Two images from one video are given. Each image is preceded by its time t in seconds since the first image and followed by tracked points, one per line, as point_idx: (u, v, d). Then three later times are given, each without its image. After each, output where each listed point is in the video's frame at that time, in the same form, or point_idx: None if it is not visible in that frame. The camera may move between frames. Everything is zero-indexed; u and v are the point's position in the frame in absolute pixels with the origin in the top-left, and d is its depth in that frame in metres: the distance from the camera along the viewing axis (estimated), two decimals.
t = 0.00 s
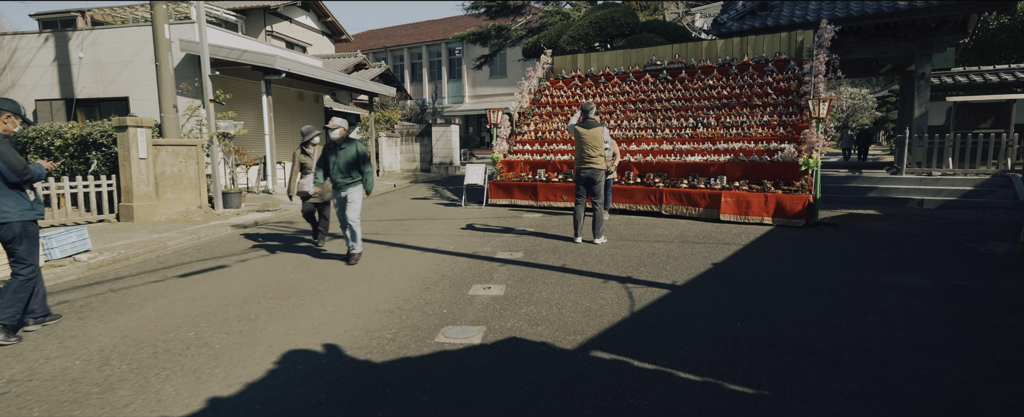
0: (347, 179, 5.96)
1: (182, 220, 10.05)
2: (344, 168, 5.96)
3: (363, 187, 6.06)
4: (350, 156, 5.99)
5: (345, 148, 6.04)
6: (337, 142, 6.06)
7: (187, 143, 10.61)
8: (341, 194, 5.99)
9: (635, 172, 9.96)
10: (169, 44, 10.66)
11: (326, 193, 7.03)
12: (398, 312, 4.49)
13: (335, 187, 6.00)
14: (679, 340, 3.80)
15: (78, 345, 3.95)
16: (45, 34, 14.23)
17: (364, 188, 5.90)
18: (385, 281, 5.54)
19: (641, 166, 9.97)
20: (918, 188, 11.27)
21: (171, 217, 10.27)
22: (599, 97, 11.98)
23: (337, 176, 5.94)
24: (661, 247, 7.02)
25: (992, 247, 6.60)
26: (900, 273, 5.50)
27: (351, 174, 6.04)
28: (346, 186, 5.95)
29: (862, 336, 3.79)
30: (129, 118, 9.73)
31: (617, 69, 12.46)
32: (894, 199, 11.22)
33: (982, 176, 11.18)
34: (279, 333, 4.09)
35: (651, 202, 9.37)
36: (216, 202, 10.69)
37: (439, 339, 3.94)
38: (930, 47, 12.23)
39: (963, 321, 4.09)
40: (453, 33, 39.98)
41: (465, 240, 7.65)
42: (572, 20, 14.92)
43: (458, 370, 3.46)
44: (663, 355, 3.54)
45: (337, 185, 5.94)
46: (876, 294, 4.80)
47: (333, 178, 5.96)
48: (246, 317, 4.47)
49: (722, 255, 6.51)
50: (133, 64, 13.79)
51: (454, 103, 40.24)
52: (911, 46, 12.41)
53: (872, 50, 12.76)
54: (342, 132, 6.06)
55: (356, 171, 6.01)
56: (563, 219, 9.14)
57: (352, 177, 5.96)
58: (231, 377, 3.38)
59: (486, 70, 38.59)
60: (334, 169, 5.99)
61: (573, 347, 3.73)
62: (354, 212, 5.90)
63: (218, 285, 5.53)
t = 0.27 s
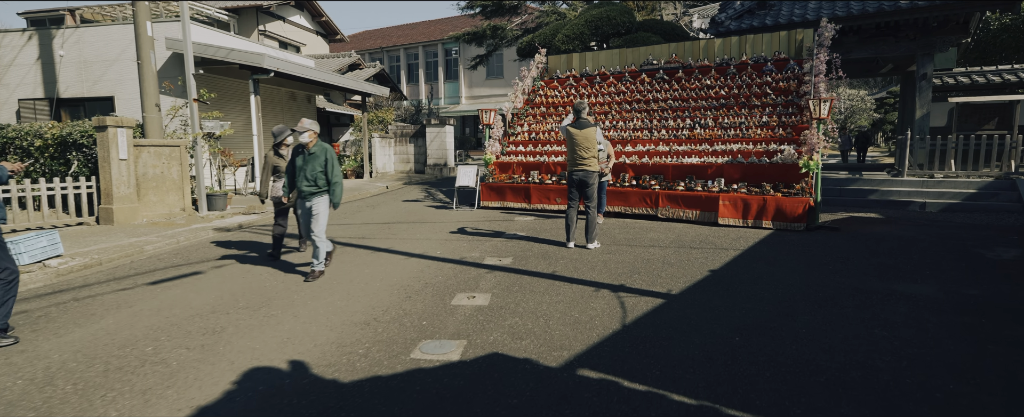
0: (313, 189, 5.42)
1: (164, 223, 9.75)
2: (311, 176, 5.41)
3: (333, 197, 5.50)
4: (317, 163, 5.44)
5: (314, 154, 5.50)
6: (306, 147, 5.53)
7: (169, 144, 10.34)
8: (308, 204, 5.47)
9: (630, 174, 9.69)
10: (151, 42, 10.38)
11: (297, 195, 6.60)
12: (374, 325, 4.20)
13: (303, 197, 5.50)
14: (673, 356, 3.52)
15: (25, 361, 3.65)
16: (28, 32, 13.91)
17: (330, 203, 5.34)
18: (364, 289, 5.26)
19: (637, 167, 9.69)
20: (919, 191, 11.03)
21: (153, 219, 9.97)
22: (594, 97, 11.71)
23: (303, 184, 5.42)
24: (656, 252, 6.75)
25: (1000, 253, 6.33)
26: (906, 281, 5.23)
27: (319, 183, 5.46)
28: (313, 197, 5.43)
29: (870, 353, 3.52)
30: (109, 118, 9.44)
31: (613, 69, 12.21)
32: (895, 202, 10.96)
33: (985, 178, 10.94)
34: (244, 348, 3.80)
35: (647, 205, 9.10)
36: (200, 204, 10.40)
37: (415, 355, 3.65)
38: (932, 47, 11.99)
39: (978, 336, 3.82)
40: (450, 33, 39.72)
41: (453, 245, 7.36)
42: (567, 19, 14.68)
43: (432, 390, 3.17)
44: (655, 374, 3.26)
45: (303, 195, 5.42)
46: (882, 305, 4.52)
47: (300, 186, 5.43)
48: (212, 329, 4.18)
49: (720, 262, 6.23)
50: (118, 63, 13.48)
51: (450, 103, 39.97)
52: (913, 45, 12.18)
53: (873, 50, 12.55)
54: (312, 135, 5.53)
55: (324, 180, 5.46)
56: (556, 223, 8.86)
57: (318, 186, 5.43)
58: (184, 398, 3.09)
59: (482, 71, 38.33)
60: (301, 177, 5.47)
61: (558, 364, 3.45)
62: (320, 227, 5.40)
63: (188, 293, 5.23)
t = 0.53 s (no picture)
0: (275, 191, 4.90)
1: (144, 225, 9.44)
2: (271, 176, 4.87)
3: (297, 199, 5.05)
4: (278, 162, 4.90)
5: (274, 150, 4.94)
6: (265, 143, 4.93)
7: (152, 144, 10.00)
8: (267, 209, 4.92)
9: (626, 175, 9.41)
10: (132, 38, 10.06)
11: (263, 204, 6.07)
12: (347, 339, 3.91)
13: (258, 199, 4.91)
14: (668, 376, 3.23)
15: None
16: (10, 29, 13.58)
17: (287, 202, 4.83)
18: (342, 298, 4.96)
19: (632, 168, 9.41)
20: (921, 192, 10.77)
21: (134, 222, 9.65)
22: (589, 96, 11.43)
23: (262, 186, 4.85)
24: (651, 257, 6.47)
25: (1010, 258, 6.06)
26: (914, 289, 4.95)
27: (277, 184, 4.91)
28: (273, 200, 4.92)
29: (882, 371, 3.24)
30: (88, 117, 9.12)
31: (608, 67, 11.94)
32: (897, 203, 10.70)
33: (989, 179, 10.69)
34: (203, 366, 3.50)
35: (642, 206, 8.83)
36: (183, 206, 10.09)
37: (387, 373, 3.35)
38: (934, 44, 11.71)
39: (997, 351, 3.54)
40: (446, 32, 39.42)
41: (440, 249, 7.07)
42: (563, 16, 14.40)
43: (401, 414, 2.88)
44: (647, 397, 2.97)
45: (260, 197, 4.86)
46: (891, 316, 4.25)
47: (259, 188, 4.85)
48: (172, 344, 3.88)
49: (718, 267, 5.95)
50: (102, 61, 13.15)
51: (446, 103, 39.68)
52: (915, 43, 11.91)
53: (873, 48, 12.32)
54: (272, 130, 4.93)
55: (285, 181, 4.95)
56: (548, 225, 8.58)
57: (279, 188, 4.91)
58: None
59: (478, 70, 38.03)
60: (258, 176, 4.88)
61: (542, 385, 3.16)
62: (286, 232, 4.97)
63: (155, 302, 4.93)
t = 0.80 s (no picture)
0: (221, 204, 4.38)
1: (124, 230, 9.13)
2: (217, 187, 4.38)
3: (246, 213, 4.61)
4: (227, 171, 4.44)
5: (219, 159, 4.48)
6: (209, 150, 4.42)
7: (132, 146, 9.69)
8: (214, 224, 4.39)
9: (620, 178, 9.14)
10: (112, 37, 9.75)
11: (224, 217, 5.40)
12: (314, 358, 3.62)
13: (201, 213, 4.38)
14: (658, 401, 2.95)
15: None
16: None
17: (246, 219, 4.39)
18: (316, 310, 4.67)
19: (627, 171, 9.14)
20: (923, 194, 10.53)
21: (113, 226, 9.35)
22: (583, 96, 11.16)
23: (208, 199, 4.34)
24: (645, 264, 6.20)
25: (1019, 265, 5.81)
26: (921, 300, 4.70)
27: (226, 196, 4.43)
28: (218, 213, 4.38)
29: (892, 396, 2.97)
30: (64, 118, 8.81)
31: (602, 67, 11.68)
32: (898, 206, 10.46)
33: (991, 182, 10.45)
34: (154, 389, 3.21)
35: (637, 210, 8.57)
36: (165, 210, 9.80)
37: (353, 397, 3.07)
38: (935, 44, 11.47)
39: (1014, 371, 3.27)
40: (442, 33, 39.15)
41: (426, 255, 6.79)
42: (557, 16, 14.15)
43: None
44: None
45: (206, 211, 4.33)
46: (899, 331, 3.98)
47: (207, 201, 4.32)
48: (125, 364, 3.59)
49: (714, 275, 5.69)
50: (85, 61, 12.84)
51: (442, 104, 39.41)
52: (915, 43, 11.68)
53: (872, 48, 12.11)
54: (217, 136, 4.48)
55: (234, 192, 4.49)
56: (540, 230, 8.31)
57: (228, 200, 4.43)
58: None
59: (474, 71, 37.78)
60: (204, 189, 4.36)
61: (519, 412, 2.89)
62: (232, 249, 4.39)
63: (116, 315, 4.64)
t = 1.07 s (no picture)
0: (162, 212, 3.74)
1: (101, 233, 8.83)
2: (159, 194, 3.73)
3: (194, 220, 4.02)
4: (170, 173, 3.80)
5: (160, 160, 3.85)
6: (146, 150, 3.78)
7: (110, 147, 9.45)
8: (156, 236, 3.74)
9: (614, 178, 8.89)
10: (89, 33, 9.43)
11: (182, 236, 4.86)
12: (278, 378, 3.35)
13: (137, 223, 3.76)
14: None
15: None
16: None
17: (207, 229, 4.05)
18: (288, 321, 4.40)
19: (621, 171, 8.89)
20: (923, 194, 10.31)
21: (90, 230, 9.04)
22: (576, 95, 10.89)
23: (149, 207, 3.70)
24: (638, 269, 5.95)
25: None
26: (928, 309, 4.45)
27: (170, 203, 3.78)
28: (159, 223, 3.74)
29: None
30: (38, 118, 8.51)
31: (596, 64, 11.42)
32: (898, 206, 10.23)
33: (993, 182, 10.22)
34: (96, 415, 2.93)
35: (631, 212, 8.32)
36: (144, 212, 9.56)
37: None
38: (936, 40, 11.24)
39: None
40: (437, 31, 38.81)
41: (411, 260, 6.52)
42: (550, 12, 13.88)
43: None
44: None
45: (147, 221, 3.70)
46: (906, 345, 3.73)
47: (146, 210, 3.69)
48: (71, 384, 3.31)
49: (710, 282, 5.43)
50: (66, 59, 12.51)
51: (438, 103, 39.10)
52: (915, 39, 11.44)
53: (871, 45, 11.88)
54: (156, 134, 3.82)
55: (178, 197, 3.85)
56: (531, 233, 8.05)
57: (173, 207, 3.80)
58: None
59: (470, 69, 37.44)
60: (143, 196, 3.70)
61: None
62: (167, 263, 3.70)
63: (74, 327, 4.35)
